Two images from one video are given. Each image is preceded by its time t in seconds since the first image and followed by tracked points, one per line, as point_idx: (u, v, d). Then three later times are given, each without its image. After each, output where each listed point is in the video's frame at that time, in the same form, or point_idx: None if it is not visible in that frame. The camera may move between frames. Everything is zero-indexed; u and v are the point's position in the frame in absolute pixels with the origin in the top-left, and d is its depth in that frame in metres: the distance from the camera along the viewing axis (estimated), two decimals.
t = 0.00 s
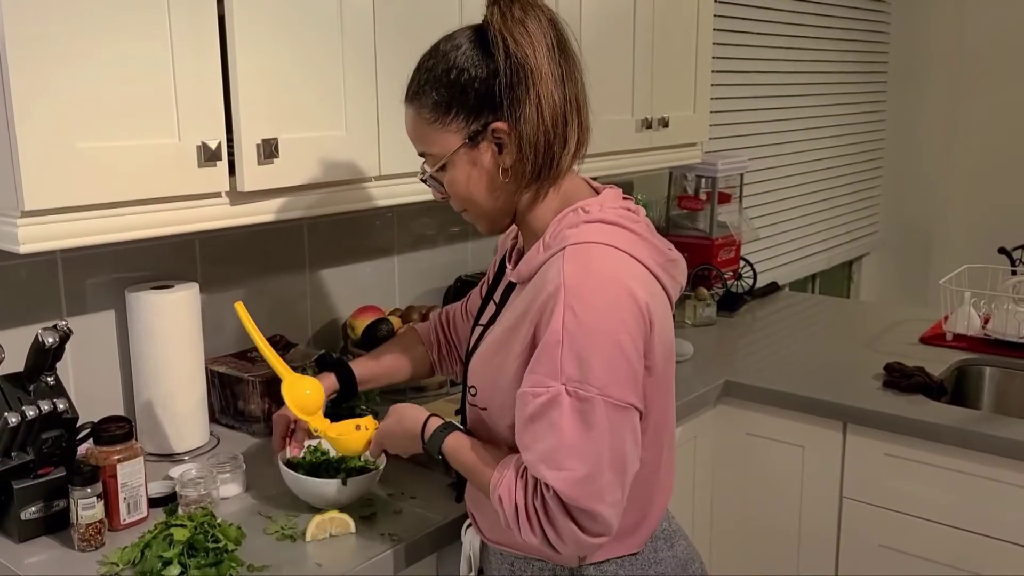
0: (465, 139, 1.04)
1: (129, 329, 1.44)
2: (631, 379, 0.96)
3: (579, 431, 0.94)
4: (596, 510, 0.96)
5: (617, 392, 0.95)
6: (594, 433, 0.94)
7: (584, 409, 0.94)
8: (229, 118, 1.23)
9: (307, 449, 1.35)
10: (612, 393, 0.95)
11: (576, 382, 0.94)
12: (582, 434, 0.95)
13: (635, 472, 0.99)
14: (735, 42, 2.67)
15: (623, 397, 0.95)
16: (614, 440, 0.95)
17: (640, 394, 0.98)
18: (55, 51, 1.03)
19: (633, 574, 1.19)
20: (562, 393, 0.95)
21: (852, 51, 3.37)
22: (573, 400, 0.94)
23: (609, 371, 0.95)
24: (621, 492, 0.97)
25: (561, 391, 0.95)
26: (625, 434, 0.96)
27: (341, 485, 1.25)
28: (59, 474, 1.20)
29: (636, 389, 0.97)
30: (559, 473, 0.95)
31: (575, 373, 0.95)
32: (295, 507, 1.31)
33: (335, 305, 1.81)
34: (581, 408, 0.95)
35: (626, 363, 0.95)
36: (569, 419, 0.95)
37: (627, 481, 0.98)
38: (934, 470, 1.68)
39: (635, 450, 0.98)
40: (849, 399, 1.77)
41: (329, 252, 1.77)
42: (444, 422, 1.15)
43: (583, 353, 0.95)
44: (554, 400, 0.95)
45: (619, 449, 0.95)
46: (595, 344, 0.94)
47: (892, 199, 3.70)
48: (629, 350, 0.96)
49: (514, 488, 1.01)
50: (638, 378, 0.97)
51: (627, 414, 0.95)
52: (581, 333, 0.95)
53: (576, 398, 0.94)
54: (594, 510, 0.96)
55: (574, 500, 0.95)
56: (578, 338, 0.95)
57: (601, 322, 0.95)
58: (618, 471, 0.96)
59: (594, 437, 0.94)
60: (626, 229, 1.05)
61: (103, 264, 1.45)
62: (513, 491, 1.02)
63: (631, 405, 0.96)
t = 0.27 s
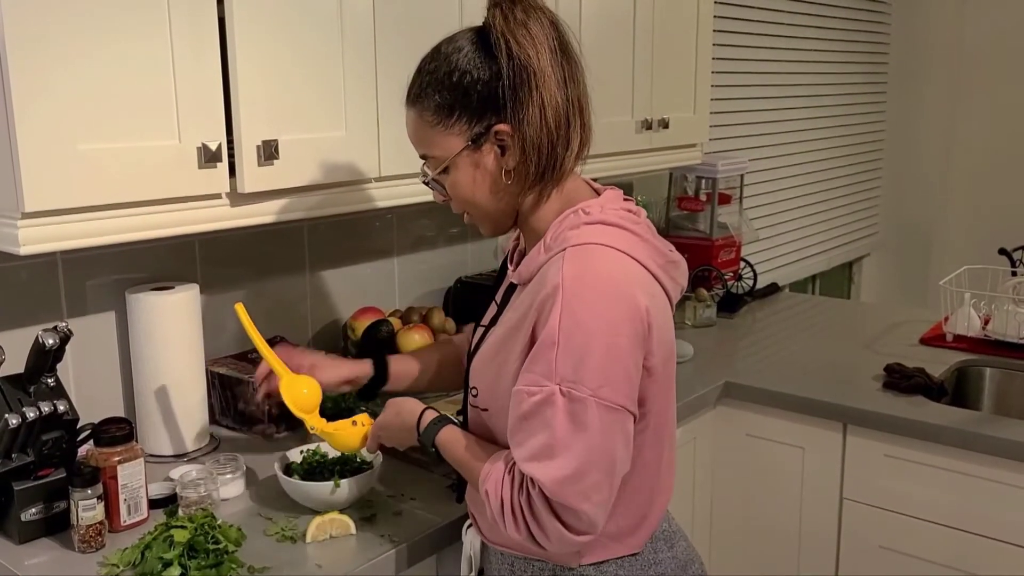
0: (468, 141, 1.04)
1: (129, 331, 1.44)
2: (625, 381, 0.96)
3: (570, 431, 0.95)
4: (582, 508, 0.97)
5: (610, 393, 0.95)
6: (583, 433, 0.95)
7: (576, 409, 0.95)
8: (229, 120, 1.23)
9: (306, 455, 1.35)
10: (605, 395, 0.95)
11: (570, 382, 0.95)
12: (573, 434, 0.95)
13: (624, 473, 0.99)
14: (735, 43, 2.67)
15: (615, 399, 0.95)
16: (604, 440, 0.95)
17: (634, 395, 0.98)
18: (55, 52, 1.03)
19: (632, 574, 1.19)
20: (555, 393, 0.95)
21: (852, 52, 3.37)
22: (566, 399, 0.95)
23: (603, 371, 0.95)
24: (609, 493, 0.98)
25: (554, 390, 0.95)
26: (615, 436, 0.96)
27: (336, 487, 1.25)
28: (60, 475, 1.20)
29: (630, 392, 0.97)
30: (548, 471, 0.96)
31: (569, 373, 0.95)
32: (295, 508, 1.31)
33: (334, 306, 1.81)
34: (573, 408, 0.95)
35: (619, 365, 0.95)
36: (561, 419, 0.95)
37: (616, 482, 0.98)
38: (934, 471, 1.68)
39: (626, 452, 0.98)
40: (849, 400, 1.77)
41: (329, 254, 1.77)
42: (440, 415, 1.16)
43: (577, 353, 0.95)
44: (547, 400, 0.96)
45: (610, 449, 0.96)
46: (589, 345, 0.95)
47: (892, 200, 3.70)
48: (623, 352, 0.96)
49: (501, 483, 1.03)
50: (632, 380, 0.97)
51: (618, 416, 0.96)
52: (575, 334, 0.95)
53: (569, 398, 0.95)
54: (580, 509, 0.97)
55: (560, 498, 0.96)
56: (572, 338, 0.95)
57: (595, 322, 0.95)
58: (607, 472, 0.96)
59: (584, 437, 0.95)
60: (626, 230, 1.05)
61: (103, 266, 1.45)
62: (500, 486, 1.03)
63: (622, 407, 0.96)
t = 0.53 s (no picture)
0: (470, 145, 1.04)
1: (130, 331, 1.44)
2: (607, 387, 0.96)
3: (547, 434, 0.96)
4: (556, 509, 0.98)
5: (589, 399, 0.95)
6: (559, 437, 0.95)
7: (553, 413, 0.95)
8: (230, 120, 1.23)
9: (304, 455, 1.36)
10: (583, 401, 0.95)
11: (550, 385, 0.95)
12: (549, 437, 0.96)
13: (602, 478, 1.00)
14: (736, 43, 2.67)
15: (593, 406, 0.95)
16: (582, 445, 0.96)
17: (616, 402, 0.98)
18: (56, 53, 1.03)
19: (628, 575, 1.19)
20: (534, 395, 0.96)
21: (853, 53, 3.37)
22: (546, 402, 0.96)
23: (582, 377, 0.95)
24: (586, 496, 0.99)
25: (534, 393, 0.96)
26: (592, 442, 0.96)
27: (336, 489, 1.25)
28: (60, 476, 1.20)
29: (612, 399, 0.97)
30: (525, 469, 0.97)
31: (549, 377, 0.96)
32: (296, 509, 1.31)
33: (335, 307, 1.81)
34: (551, 411, 0.96)
35: (599, 371, 0.96)
36: (540, 420, 0.96)
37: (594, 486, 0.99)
38: (933, 472, 1.68)
39: (604, 458, 0.98)
40: (850, 401, 1.77)
41: (329, 254, 1.78)
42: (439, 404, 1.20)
43: (558, 358, 0.95)
44: (526, 401, 0.97)
45: (588, 454, 0.96)
46: (571, 349, 0.95)
47: (892, 200, 3.70)
48: (603, 358, 0.96)
49: (482, 474, 1.06)
50: (615, 386, 0.97)
51: (596, 422, 0.96)
52: (556, 338, 0.95)
53: (547, 401, 0.96)
54: (555, 508, 0.98)
55: (533, 497, 0.98)
56: (553, 342, 0.96)
57: (576, 328, 0.95)
58: (582, 477, 0.97)
59: (560, 441, 0.96)
60: (618, 235, 1.05)
61: (104, 266, 1.45)
62: (481, 479, 1.06)
63: (601, 413, 0.96)
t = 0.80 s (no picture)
0: (473, 146, 1.04)
1: (130, 331, 1.44)
2: (599, 387, 0.96)
3: (538, 433, 0.96)
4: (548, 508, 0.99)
5: (579, 400, 0.95)
6: (549, 437, 0.96)
7: (544, 413, 0.95)
8: (231, 121, 1.23)
9: (304, 455, 1.36)
10: (573, 401, 0.95)
11: (542, 384, 0.95)
12: (540, 437, 0.96)
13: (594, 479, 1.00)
14: (736, 43, 2.67)
15: (584, 406, 0.95)
16: (574, 445, 0.96)
17: (608, 403, 0.98)
18: (56, 53, 1.03)
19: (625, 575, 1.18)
20: (526, 395, 0.96)
21: (853, 53, 3.37)
22: (537, 401, 0.96)
23: (573, 377, 0.95)
24: (577, 496, 0.99)
25: (526, 393, 0.96)
26: (584, 442, 0.96)
27: (336, 489, 1.25)
28: (60, 476, 1.20)
29: (603, 400, 0.97)
30: (516, 467, 0.98)
31: (540, 376, 0.96)
32: (296, 509, 1.31)
33: (335, 307, 1.81)
34: (542, 411, 0.96)
35: (590, 371, 0.96)
36: (532, 418, 0.96)
37: (586, 486, 0.99)
38: (933, 471, 1.68)
39: (595, 459, 0.98)
40: (850, 401, 1.77)
41: (329, 254, 1.77)
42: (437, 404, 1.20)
43: (549, 358, 0.95)
44: (519, 401, 0.97)
45: (579, 454, 0.96)
46: (563, 349, 0.95)
47: (892, 200, 3.70)
48: (595, 359, 0.96)
49: (476, 478, 1.06)
50: (607, 386, 0.97)
51: (587, 422, 0.96)
52: (547, 338, 0.96)
53: (538, 401, 0.96)
54: (546, 507, 0.99)
55: (524, 495, 0.98)
56: (544, 342, 0.96)
57: (567, 328, 0.95)
58: (572, 477, 0.97)
59: (550, 441, 0.96)
60: (615, 235, 1.05)
61: (104, 266, 1.45)
62: (475, 477, 1.06)
63: (592, 414, 0.96)
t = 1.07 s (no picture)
0: (477, 145, 1.04)
1: (132, 331, 1.44)
2: (598, 387, 0.96)
3: (537, 432, 0.96)
4: (547, 506, 0.99)
5: (578, 399, 0.95)
6: (548, 436, 0.96)
7: (544, 412, 0.95)
8: (232, 121, 1.23)
9: (306, 455, 1.36)
10: (572, 400, 0.95)
11: (542, 383, 0.95)
12: (540, 435, 0.96)
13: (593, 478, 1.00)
14: (737, 43, 2.67)
15: (583, 405, 0.95)
16: (573, 444, 0.96)
17: (607, 402, 0.98)
18: (59, 54, 1.03)
19: None
20: (526, 393, 0.96)
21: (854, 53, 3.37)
22: (536, 400, 0.96)
23: (572, 376, 0.95)
24: (577, 495, 0.99)
25: (525, 391, 0.96)
26: (583, 442, 0.96)
27: (338, 489, 1.25)
28: (62, 476, 1.20)
29: (603, 399, 0.97)
30: (516, 466, 0.98)
31: (539, 375, 0.96)
32: (297, 509, 1.31)
33: (336, 307, 1.81)
34: (541, 410, 0.96)
35: (590, 371, 0.96)
36: (531, 417, 0.97)
37: (585, 485, 0.99)
38: (934, 471, 1.68)
39: (594, 458, 0.98)
40: (851, 401, 1.77)
41: (331, 254, 1.77)
42: (439, 405, 1.21)
43: (549, 356, 0.95)
44: (518, 399, 0.97)
45: (578, 453, 0.96)
46: (563, 348, 0.95)
47: (893, 200, 3.70)
48: (594, 358, 0.96)
49: (476, 480, 1.06)
50: (607, 386, 0.97)
51: (586, 422, 0.96)
52: (547, 336, 0.96)
53: (538, 400, 0.96)
54: (545, 506, 0.99)
55: (523, 494, 0.98)
56: (544, 341, 0.96)
57: (567, 327, 0.95)
58: (571, 477, 0.97)
59: (549, 440, 0.96)
60: (617, 235, 1.05)
61: (106, 266, 1.45)
62: (475, 477, 1.07)
63: (591, 413, 0.96)
